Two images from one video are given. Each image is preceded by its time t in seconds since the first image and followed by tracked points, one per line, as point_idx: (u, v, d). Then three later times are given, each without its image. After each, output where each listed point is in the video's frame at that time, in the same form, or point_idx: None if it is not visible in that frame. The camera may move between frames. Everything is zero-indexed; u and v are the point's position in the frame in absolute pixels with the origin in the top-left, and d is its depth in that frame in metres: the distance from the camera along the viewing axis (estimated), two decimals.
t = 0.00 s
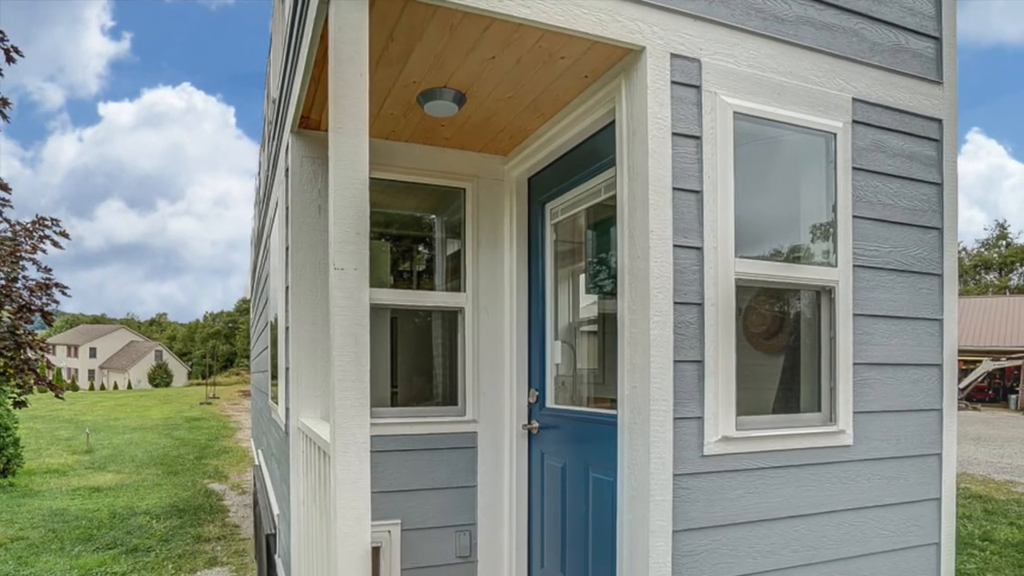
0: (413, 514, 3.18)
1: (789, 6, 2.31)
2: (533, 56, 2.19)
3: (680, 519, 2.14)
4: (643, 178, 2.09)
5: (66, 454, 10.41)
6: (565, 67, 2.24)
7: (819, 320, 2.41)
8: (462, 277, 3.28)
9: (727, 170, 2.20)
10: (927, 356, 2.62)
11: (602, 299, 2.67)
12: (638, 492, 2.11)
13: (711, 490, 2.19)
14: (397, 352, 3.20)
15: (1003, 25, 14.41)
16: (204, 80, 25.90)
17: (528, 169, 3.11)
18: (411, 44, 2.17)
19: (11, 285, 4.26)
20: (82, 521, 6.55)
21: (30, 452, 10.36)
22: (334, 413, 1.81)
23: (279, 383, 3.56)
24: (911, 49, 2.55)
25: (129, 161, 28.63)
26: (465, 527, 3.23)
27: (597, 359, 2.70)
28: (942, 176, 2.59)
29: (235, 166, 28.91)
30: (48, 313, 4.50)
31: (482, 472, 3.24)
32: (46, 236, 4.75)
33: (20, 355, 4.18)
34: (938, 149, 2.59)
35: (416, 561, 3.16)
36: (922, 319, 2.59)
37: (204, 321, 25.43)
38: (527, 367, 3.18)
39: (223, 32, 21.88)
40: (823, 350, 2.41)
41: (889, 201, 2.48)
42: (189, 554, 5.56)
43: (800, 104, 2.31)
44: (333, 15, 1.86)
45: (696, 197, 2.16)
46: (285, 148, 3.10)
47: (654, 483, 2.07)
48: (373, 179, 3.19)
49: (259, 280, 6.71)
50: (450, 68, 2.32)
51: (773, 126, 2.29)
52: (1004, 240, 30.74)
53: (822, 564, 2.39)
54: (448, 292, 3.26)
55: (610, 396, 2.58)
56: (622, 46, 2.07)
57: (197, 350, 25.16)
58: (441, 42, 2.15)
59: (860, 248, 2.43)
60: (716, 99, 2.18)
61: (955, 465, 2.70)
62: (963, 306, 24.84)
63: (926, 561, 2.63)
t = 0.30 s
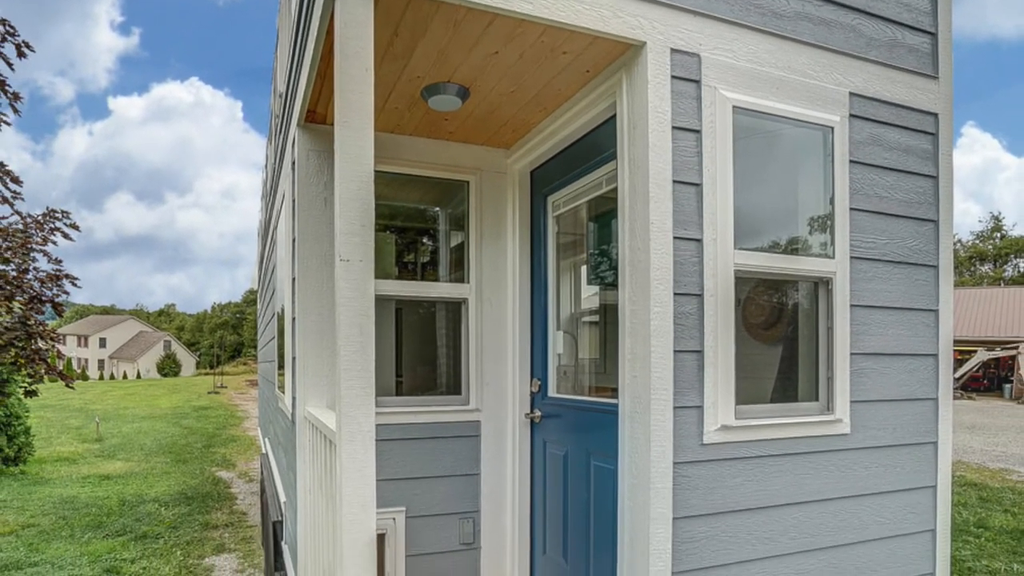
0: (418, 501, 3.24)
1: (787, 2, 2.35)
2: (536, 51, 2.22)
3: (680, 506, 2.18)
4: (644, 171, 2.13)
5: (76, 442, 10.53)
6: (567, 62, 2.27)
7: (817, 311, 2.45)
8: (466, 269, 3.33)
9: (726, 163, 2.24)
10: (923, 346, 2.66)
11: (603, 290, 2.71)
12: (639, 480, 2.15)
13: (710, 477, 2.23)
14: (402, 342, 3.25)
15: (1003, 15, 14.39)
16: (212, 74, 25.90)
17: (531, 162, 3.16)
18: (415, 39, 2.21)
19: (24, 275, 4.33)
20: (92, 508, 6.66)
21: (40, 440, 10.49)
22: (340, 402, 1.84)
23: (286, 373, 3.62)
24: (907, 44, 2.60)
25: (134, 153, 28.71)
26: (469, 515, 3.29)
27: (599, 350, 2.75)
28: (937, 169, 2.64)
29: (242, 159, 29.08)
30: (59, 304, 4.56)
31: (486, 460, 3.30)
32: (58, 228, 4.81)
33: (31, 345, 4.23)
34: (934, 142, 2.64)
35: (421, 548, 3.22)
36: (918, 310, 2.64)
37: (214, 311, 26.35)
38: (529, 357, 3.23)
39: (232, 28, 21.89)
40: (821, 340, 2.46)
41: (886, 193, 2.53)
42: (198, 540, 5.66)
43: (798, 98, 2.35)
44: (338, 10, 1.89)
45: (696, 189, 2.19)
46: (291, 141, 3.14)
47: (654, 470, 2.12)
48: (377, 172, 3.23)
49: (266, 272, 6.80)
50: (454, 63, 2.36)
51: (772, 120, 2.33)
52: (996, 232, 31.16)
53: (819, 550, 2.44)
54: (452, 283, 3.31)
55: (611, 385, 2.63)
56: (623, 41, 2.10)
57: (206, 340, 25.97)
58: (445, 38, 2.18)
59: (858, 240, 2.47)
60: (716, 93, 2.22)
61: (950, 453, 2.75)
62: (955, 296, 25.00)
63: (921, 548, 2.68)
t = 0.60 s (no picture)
0: (421, 489, 3.28)
1: None
2: (539, 46, 2.25)
3: (680, 494, 2.22)
4: (645, 165, 2.17)
5: (85, 431, 10.64)
6: (569, 57, 2.31)
7: (815, 302, 2.50)
8: (469, 260, 3.37)
9: (726, 156, 2.28)
10: (919, 336, 2.71)
11: (605, 281, 2.76)
12: (640, 468, 2.19)
13: (710, 466, 2.28)
14: (407, 333, 3.30)
15: (998, 8, 14.49)
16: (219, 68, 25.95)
17: (533, 155, 3.21)
18: (420, 34, 2.24)
19: (34, 267, 4.37)
20: (102, 496, 6.75)
21: (51, 429, 10.61)
22: (345, 392, 1.88)
23: (292, 362, 3.67)
24: (903, 39, 2.65)
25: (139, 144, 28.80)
26: (472, 502, 3.34)
27: (600, 340, 2.80)
28: (933, 162, 2.69)
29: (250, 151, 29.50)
30: (68, 296, 4.60)
31: (489, 448, 3.36)
32: (68, 221, 4.85)
33: (41, 336, 4.28)
34: (930, 136, 2.69)
35: (425, 534, 3.28)
36: (914, 300, 2.69)
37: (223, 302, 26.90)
38: (531, 347, 3.29)
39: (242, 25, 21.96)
40: (818, 330, 2.51)
41: (882, 186, 2.58)
42: (206, 527, 5.75)
43: (796, 93, 2.39)
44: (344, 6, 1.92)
45: (696, 182, 2.23)
46: (297, 134, 3.18)
47: (654, 459, 2.16)
48: (383, 165, 3.27)
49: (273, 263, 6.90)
50: (458, 58, 2.39)
51: (770, 114, 2.37)
52: (991, 225, 31.54)
53: (816, 537, 2.49)
54: (456, 274, 3.36)
55: (612, 375, 2.68)
56: (624, 36, 2.14)
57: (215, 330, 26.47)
58: (449, 33, 2.22)
59: (855, 232, 2.52)
60: (716, 88, 2.26)
61: (946, 442, 2.80)
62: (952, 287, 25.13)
63: (917, 535, 2.73)
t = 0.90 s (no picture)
0: (425, 477, 3.33)
1: None
2: (541, 41, 2.29)
3: (681, 482, 2.27)
4: (645, 158, 2.21)
5: (95, 420, 10.75)
6: (571, 52, 2.34)
7: (814, 293, 2.54)
8: (473, 252, 3.42)
9: (725, 150, 2.32)
10: (915, 327, 2.76)
11: (605, 273, 2.80)
12: (640, 456, 2.24)
13: (709, 454, 2.33)
14: (411, 324, 3.35)
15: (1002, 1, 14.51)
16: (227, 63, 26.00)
17: (536, 149, 3.25)
18: (424, 30, 2.28)
19: (44, 259, 4.44)
20: (111, 484, 6.85)
21: (60, 418, 10.74)
22: (350, 382, 1.92)
23: (298, 353, 3.73)
24: (899, 35, 2.69)
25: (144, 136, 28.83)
26: (476, 490, 3.40)
27: (601, 330, 2.85)
28: (928, 156, 2.74)
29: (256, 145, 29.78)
30: (78, 287, 4.67)
31: (492, 437, 3.41)
32: (77, 213, 4.92)
33: (52, 326, 4.35)
34: (925, 130, 2.74)
35: (430, 522, 3.33)
36: (911, 292, 2.74)
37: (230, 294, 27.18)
38: (534, 337, 3.35)
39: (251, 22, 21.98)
40: (817, 321, 2.55)
41: (879, 179, 2.62)
42: (214, 515, 5.84)
43: (793, 88, 2.43)
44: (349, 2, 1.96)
45: (696, 175, 2.27)
46: (303, 128, 3.22)
47: (654, 447, 2.20)
48: (387, 159, 3.32)
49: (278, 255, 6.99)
50: (461, 53, 2.43)
51: (768, 108, 2.41)
52: (986, 217, 31.91)
53: (814, 524, 2.54)
54: (460, 266, 3.40)
55: (612, 365, 2.73)
56: (625, 32, 2.17)
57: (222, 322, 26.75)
58: (453, 29, 2.25)
59: (852, 224, 2.57)
60: (715, 82, 2.30)
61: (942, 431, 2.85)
62: (952, 278, 25.19)
63: (913, 523, 2.78)
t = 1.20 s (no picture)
0: (429, 466, 3.39)
1: None
2: (543, 37, 2.32)
3: (680, 470, 2.32)
4: (646, 152, 2.24)
5: (103, 410, 10.87)
6: (572, 48, 2.38)
7: (812, 285, 2.59)
8: (476, 244, 3.47)
9: (724, 144, 2.36)
10: (911, 318, 2.81)
11: (607, 265, 2.85)
12: (641, 445, 2.29)
13: (708, 442, 2.38)
14: (416, 315, 3.41)
15: None
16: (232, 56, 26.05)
17: (538, 142, 3.29)
18: (428, 26, 2.32)
19: (55, 251, 4.53)
20: (120, 473, 6.94)
21: (70, 408, 10.86)
22: (356, 371, 1.97)
23: (304, 343, 3.78)
24: (896, 30, 2.73)
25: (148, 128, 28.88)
26: (478, 479, 3.46)
27: (603, 321, 2.89)
28: (924, 149, 2.78)
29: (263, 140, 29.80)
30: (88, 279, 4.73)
31: (495, 426, 3.47)
32: (87, 206, 4.97)
33: (61, 318, 4.41)
34: (921, 124, 2.78)
35: (434, 510, 3.39)
36: (907, 283, 2.78)
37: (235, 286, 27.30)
38: (536, 328, 3.40)
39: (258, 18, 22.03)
40: (815, 312, 2.59)
41: (876, 172, 2.66)
42: (221, 503, 5.93)
43: (791, 83, 2.47)
44: None
45: (695, 169, 2.31)
46: (309, 122, 3.26)
47: (655, 436, 2.25)
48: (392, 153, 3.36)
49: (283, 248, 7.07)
50: (465, 48, 2.47)
51: (767, 102, 2.45)
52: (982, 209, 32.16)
53: (811, 512, 2.59)
54: (463, 258, 3.45)
55: (613, 355, 2.78)
56: (625, 27, 2.21)
57: (228, 313, 26.95)
58: (457, 25, 2.29)
59: (849, 217, 2.61)
60: (714, 77, 2.34)
61: (937, 421, 2.90)
62: (955, 270, 25.19)
63: (909, 510, 2.83)
